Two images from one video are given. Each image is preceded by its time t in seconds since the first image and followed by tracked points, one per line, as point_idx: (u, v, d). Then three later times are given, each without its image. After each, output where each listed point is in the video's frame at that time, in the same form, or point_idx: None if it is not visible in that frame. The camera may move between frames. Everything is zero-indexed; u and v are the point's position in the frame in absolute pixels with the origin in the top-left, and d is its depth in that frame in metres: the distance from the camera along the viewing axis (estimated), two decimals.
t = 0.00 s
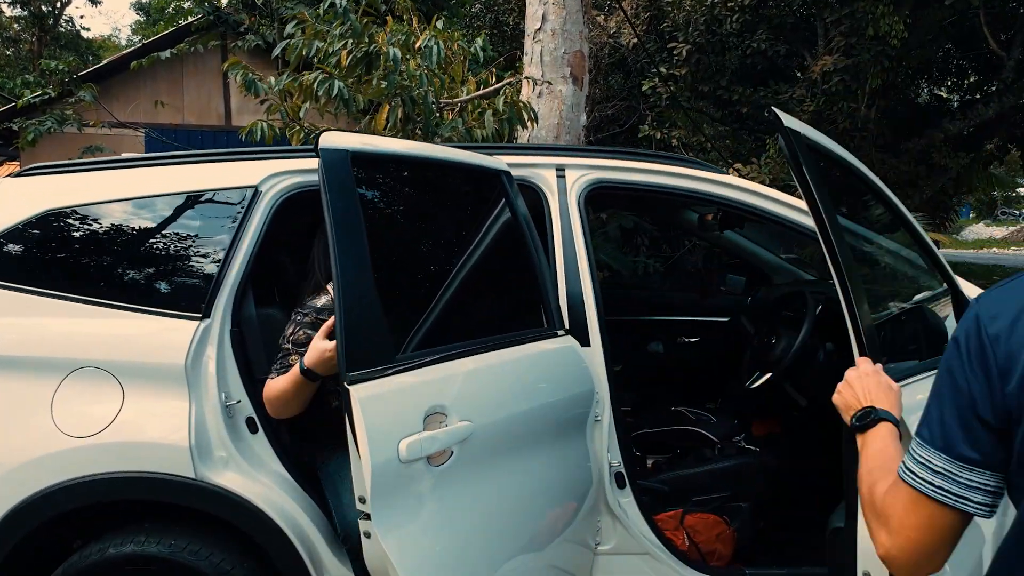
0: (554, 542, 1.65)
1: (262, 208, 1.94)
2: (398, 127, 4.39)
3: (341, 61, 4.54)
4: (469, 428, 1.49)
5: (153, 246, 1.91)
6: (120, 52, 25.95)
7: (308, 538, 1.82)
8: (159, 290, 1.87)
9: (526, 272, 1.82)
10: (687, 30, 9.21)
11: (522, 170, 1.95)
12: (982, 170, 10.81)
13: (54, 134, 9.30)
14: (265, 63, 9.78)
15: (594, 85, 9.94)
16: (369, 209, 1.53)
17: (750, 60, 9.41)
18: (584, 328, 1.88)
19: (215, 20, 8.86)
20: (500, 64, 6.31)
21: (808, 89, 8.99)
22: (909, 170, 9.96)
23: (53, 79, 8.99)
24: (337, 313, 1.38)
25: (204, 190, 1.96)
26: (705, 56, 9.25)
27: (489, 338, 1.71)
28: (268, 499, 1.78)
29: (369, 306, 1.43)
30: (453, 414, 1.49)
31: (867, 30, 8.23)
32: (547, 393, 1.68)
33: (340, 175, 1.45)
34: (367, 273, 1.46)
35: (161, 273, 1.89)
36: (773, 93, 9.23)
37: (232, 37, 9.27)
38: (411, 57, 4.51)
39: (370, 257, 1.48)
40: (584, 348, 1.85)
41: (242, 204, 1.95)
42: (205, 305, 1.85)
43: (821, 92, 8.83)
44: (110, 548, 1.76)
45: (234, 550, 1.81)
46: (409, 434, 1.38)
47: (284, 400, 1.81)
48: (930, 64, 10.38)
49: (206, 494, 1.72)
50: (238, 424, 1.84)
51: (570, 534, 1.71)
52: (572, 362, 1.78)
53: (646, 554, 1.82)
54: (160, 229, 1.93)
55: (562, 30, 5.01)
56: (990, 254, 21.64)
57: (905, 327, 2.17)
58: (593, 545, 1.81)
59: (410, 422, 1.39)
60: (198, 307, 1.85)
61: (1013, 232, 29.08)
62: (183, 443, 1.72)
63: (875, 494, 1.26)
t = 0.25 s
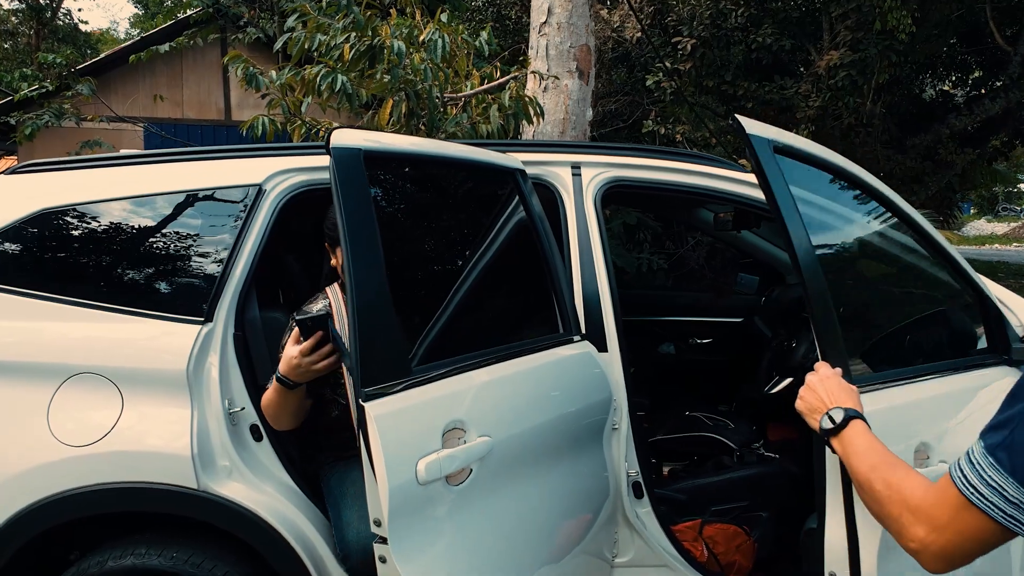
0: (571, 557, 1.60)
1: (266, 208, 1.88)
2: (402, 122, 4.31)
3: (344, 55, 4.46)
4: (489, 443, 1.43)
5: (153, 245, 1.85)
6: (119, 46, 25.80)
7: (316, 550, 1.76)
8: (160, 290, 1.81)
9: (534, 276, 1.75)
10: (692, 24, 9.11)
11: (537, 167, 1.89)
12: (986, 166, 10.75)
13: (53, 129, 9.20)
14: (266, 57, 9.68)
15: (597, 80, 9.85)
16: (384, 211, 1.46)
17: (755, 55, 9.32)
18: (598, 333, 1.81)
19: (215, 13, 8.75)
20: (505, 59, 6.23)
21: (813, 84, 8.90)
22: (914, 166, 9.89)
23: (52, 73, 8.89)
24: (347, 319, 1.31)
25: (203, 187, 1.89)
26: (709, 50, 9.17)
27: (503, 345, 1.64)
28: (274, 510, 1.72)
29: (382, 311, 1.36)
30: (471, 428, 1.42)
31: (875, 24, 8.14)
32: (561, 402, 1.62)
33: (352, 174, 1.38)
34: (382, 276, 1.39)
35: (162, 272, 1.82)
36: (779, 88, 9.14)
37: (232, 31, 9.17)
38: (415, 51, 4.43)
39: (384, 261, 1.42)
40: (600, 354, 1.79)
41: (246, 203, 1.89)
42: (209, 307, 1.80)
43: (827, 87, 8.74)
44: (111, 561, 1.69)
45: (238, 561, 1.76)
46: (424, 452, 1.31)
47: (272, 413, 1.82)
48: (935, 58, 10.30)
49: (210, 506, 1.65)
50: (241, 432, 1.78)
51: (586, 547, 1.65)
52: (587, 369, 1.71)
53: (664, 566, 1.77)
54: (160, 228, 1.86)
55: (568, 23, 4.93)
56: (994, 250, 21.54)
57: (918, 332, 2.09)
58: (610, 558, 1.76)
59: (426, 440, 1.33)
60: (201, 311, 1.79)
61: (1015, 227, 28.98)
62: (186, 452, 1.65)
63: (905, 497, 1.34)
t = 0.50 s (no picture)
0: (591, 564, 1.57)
1: (277, 206, 1.83)
2: (406, 118, 4.26)
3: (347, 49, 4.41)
4: (515, 452, 1.39)
5: (155, 244, 1.80)
6: (116, 40, 25.67)
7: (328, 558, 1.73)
8: (160, 289, 1.76)
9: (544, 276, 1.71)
10: (694, 19, 9.04)
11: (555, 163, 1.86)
12: (987, 162, 10.72)
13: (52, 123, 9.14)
14: (265, 52, 9.61)
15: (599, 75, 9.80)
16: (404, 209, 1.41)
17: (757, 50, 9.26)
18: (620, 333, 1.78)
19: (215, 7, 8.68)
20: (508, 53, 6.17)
21: (816, 79, 8.85)
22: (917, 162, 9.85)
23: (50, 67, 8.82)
24: (372, 323, 1.25)
25: (201, 185, 1.84)
26: (712, 45, 9.13)
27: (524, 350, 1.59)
28: (286, 519, 1.68)
29: (405, 313, 1.31)
30: (498, 436, 1.38)
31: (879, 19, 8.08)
32: (576, 408, 1.57)
33: (374, 171, 1.32)
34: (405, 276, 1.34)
35: (162, 271, 1.77)
36: (781, 84, 9.08)
37: (232, 25, 9.10)
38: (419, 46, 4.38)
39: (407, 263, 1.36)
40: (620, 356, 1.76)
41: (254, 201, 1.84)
42: (214, 308, 1.75)
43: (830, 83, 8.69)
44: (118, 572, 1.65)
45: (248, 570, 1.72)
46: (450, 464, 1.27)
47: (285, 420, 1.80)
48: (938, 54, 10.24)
49: (220, 514, 1.61)
50: (250, 436, 1.74)
51: (606, 554, 1.62)
52: (602, 372, 1.67)
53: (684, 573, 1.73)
54: (160, 226, 1.81)
55: (573, 17, 4.87)
56: (996, 245, 21.50)
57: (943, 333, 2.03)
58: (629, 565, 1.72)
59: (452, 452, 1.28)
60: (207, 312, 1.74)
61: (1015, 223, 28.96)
62: (193, 458, 1.61)
63: (909, 484, 1.29)
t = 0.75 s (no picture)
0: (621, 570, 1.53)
1: (294, 209, 1.79)
2: (413, 115, 4.22)
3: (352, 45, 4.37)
4: (556, 463, 1.39)
5: (159, 245, 1.75)
6: (112, 38, 25.52)
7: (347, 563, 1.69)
8: (161, 291, 1.72)
9: (564, 279, 1.68)
10: (695, 16, 9.01)
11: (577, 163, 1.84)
12: (987, 160, 10.69)
13: (48, 121, 9.07)
14: (263, 49, 9.57)
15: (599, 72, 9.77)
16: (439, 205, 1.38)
17: (759, 47, 9.23)
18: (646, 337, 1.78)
19: (213, 4, 8.61)
20: (512, 50, 6.12)
21: (818, 76, 8.81)
22: (919, 160, 9.82)
23: (46, 64, 8.75)
24: (415, 328, 1.22)
25: (203, 186, 1.80)
26: (714, 42, 9.04)
27: (552, 358, 1.56)
28: (305, 525, 1.64)
29: (444, 316, 1.28)
30: (538, 443, 1.36)
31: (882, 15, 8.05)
32: (596, 415, 1.52)
33: (413, 172, 1.29)
34: (444, 281, 1.30)
35: (163, 271, 1.73)
36: (783, 81, 9.05)
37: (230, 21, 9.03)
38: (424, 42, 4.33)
39: (445, 266, 1.33)
40: (647, 358, 1.76)
41: (270, 202, 1.79)
42: (230, 310, 1.70)
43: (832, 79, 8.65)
44: None
45: None
46: (493, 477, 1.25)
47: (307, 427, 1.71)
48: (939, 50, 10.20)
49: (238, 521, 1.58)
50: (269, 440, 1.69)
51: (635, 560, 1.58)
52: (628, 376, 1.64)
53: None
54: (164, 227, 1.76)
55: (579, 13, 4.83)
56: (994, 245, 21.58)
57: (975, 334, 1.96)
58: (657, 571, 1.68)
59: (497, 466, 1.26)
60: (222, 315, 1.70)
61: (1011, 221, 28.99)
62: (210, 464, 1.57)
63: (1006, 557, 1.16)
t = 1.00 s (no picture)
0: None
1: (314, 208, 1.76)
2: (422, 112, 4.18)
3: (360, 42, 4.33)
4: (619, 472, 1.36)
5: (164, 245, 1.71)
6: (105, 34, 25.34)
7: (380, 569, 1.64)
8: (165, 293, 1.68)
9: (597, 283, 1.68)
10: (698, 14, 8.97)
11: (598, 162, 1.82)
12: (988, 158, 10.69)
13: (44, 118, 8.97)
14: (262, 46, 9.49)
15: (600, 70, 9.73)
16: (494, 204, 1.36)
17: (761, 45, 9.20)
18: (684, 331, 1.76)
19: None
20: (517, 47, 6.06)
21: (820, 75, 8.80)
22: (920, 159, 9.80)
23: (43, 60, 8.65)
24: (483, 330, 1.19)
25: (205, 187, 1.76)
26: (715, 40, 9.02)
27: (596, 366, 1.53)
28: (336, 531, 1.60)
29: (507, 320, 1.25)
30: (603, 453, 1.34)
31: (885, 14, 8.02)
32: (631, 425, 1.44)
33: (473, 170, 1.27)
34: (504, 284, 1.28)
35: (168, 272, 1.70)
36: (786, 80, 9.03)
37: (229, 18, 8.95)
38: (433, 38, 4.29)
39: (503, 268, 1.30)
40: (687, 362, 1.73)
41: (278, 201, 1.76)
42: (261, 312, 1.67)
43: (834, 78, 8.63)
44: None
45: None
46: (561, 490, 1.20)
47: (327, 428, 1.63)
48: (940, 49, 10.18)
49: (270, 529, 1.53)
50: (298, 445, 1.65)
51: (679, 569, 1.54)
52: (670, 381, 1.62)
53: None
54: (169, 227, 1.73)
55: (587, 10, 4.79)
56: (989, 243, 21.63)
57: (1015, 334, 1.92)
58: None
59: (570, 475, 1.23)
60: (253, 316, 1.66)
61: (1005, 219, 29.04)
62: (242, 470, 1.53)
63: None
